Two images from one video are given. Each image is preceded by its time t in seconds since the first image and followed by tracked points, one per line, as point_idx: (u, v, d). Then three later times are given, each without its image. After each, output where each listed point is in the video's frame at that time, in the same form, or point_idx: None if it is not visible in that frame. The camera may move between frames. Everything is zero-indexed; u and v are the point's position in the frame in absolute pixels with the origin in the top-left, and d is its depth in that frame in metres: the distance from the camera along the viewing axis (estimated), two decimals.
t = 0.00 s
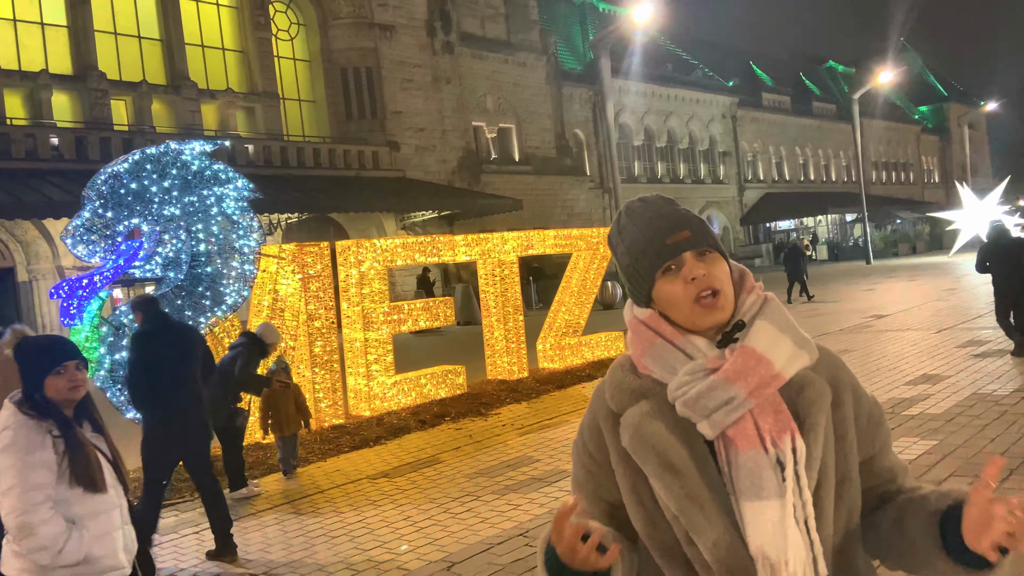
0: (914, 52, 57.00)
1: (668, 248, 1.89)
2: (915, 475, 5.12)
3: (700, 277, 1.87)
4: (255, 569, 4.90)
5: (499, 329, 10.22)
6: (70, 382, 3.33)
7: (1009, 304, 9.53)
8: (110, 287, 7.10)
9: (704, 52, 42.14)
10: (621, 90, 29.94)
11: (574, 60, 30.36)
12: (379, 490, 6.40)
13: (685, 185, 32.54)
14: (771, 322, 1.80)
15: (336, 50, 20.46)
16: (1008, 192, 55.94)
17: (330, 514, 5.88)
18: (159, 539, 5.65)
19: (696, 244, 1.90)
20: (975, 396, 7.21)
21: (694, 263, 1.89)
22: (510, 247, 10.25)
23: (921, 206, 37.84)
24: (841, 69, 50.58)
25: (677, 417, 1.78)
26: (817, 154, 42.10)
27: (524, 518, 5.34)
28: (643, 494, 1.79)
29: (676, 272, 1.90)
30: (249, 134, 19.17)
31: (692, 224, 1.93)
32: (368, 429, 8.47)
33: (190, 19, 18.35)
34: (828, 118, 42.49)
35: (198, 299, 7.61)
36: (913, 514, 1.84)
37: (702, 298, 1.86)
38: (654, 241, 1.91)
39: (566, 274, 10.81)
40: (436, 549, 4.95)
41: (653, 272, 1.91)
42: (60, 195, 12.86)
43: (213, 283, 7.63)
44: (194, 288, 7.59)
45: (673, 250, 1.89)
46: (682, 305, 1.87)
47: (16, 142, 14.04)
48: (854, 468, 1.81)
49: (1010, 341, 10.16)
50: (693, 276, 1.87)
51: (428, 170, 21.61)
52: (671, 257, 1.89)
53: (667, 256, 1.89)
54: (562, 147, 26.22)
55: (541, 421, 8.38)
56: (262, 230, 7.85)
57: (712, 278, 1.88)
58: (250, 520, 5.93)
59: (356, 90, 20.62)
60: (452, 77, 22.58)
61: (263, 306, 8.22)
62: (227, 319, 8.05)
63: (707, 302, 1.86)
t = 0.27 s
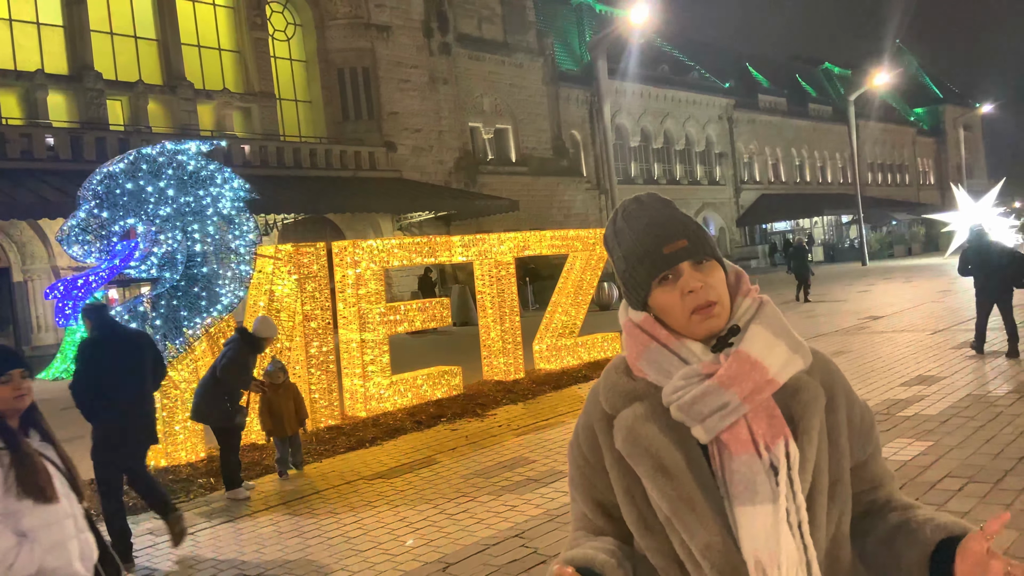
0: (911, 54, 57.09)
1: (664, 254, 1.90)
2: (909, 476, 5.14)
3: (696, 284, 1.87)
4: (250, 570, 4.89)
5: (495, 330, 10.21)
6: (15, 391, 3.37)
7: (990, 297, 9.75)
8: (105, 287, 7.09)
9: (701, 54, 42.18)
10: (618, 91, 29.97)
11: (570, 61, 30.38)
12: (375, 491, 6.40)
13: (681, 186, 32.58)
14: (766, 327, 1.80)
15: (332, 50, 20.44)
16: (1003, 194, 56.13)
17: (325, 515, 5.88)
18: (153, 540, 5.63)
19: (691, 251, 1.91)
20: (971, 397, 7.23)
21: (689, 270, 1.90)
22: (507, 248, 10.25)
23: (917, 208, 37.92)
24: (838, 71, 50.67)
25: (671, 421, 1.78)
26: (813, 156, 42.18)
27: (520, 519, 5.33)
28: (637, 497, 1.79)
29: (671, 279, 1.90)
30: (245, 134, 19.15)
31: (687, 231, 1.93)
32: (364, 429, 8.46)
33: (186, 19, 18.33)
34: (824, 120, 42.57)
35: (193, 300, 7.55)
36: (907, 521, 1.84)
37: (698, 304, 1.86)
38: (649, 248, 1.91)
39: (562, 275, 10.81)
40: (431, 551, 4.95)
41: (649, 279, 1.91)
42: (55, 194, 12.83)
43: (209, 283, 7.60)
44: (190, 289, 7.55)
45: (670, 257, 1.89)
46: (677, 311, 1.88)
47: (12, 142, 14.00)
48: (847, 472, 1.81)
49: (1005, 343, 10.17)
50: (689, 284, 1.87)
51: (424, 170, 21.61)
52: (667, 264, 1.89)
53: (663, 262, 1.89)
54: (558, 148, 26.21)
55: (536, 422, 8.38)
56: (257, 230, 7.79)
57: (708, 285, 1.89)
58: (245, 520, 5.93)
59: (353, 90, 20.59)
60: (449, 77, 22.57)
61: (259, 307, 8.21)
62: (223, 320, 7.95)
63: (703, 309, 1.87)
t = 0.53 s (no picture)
0: (906, 57, 57.27)
1: (656, 256, 1.90)
2: (904, 477, 5.15)
3: (689, 287, 1.88)
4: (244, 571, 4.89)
5: (491, 331, 10.20)
6: None
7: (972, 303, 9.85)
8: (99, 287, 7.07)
9: (697, 56, 42.27)
10: (614, 93, 30.01)
11: (567, 62, 30.39)
12: (369, 492, 6.39)
13: (677, 188, 32.63)
14: (757, 328, 1.81)
15: (328, 51, 20.44)
16: (998, 197, 56.37)
17: (320, 515, 5.88)
18: (148, 541, 5.62)
19: (683, 253, 1.91)
20: (964, 399, 7.26)
21: (682, 273, 1.90)
22: (502, 249, 10.25)
23: (912, 210, 38.03)
24: (833, 73, 50.81)
25: (662, 423, 1.79)
26: (808, 158, 42.29)
27: (515, 520, 5.33)
28: (628, 497, 1.80)
29: (663, 281, 1.91)
30: (241, 135, 19.14)
31: (679, 233, 1.93)
32: (359, 429, 8.45)
33: (182, 19, 18.30)
34: (820, 122, 42.67)
35: (188, 300, 7.49)
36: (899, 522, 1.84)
37: (690, 306, 1.87)
38: (641, 250, 1.91)
39: (558, 276, 10.81)
40: (426, 551, 4.94)
41: (641, 281, 1.91)
42: (50, 194, 12.80)
43: (204, 283, 7.54)
44: (185, 289, 7.49)
45: (661, 259, 1.90)
46: (670, 312, 1.88)
47: (6, 141, 13.94)
48: (838, 472, 1.82)
49: (999, 345, 10.19)
50: (682, 286, 1.88)
51: (420, 171, 21.61)
52: (659, 266, 1.90)
53: (655, 264, 1.90)
54: (554, 150, 26.22)
55: (531, 423, 8.38)
56: (253, 230, 7.76)
57: (700, 288, 1.89)
58: (240, 521, 5.92)
59: (349, 90, 20.59)
60: (445, 78, 22.56)
61: (254, 307, 8.24)
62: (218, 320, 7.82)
63: (696, 313, 1.87)
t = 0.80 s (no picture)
0: (902, 60, 57.44)
1: (653, 258, 1.90)
2: (898, 479, 5.17)
3: (685, 290, 1.88)
4: (240, 571, 4.88)
5: (487, 332, 10.21)
6: None
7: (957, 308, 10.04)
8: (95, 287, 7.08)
9: (694, 58, 42.34)
10: (611, 94, 30.05)
11: (564, 63, 30.43)
12: (365, 492, 6.39)
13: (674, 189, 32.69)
14: (754, 331, 1.81)
15: (326, 51, 20.43)
16: (993, 201, 56.57)
17: (316, 516, 5.87)
18: (143, 541, 5.60)
19: (681, 254, 1.92)
20: (959, 402, 7.28)
21: (679, 275, 1.90)
22: (499, 250, 10.26)
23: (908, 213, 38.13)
24: (830, 76, 50.94)
25: (658, 424, 1.79)
26: (804, 161, 42.39)
27: (510, 521, 5.33)
28: (625, 498, 1.80)
29: (660, 283, 1.91)
30: (238, 135, 19.13)
31: (676, 236, 1.94)
32: (355, 430, 8.45)
33: (180, 18, 18.28)
34: (816, 125, 42.78)
35: (184, 300, 7.47)
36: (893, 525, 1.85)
37: (687, 309, 1.87)
38: (639, 252, 1.91)
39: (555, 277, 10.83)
40: (422, 552, 4.94)
41: (638, 282, 1.92)
42: (46, 193, 12.76)
43: (200, 283, 7.53)
44: (181, 289, 7.47)
45: (658, 261, 1.90)
46: (666, 315, 1.89)
47: (3, 139, 13.90)
48: (831, 475, 1.82)
49: (994, 348, 10.22)
50: (678, 289, 1.88)
51: (417, 172, 21.62)
52: (655, 268, 1.90)
53: (652, 267, 1.90)
54: (551, 151, 26.25)
55: (527, 424, 8.38)
56: (250, 230, 7.73)
57: (697, 290, 1.89)
58: (236, 521, 5.91)
59: (346, 90, 20.59)
60: (443, 79, 22.57)
61: (251, 308, 8.13)
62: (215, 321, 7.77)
63: (693, 315, 1.87)
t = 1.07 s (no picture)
0: (899, 63, 57.55)
1: (653, 258, 1.91)
2: (894, 481, 5.18)
3: (685, 290, 1.88)
4: (236, 571, 4.86)
5: (484, 332, 10.20)
6: None
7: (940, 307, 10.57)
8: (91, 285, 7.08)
9: (692, 60, 42.39)
10: (610, 96, 30.06)
11: (562, 64, 30.43)
12: (361, 492, 6.38)
13: (671, 191, 32.70)
14: (752, 333, 1.82)
15: (324, 51, 20.42)
16: (989, 204, 56.69)
17: (311, 516, 5.86)
18: (138, 540, 5.59)
19: (681, 255, 1.92)
20: (955, 405, 7.29)
21: (679, 275, 1.90)
22: (497, 250, 10.24)
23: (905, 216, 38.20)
24: (827, 79, 51.00)
25: (656, 424, 1.79)
26: (802, 163, 42.44)
27: (507, 521, 5.33)
28: (622, 497, 1.80)
29: (659, 283, 1.91)
30: (236, 133, 19.10)
31: (677, 235, 1.94)
32: (352, 429, 8.44)
33: (178, 17, 18.25)
34: (814, 127, 42.83)
35: (181, 299, 7.46)
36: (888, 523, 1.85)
37: (686, 309, 1.87)
38: (639, 252, 1.92)
39: (552, 278, 10.84)
40: (418, 552, 4.94)
41: (638, 282, 1.92)
42: (43, 191, 12.73)
43: (197, 281, 7.53)
44: (178, 288, 7.46)
45: (659, 261, 1.90)
46: (665, 315, 1.89)
47: None
48: (828, 477, 1.83)
49: (989, 351, 10.27)
50: (678, 289, 1.88)
51: (415, 172, 21.60)
52: (656, 268, 1.90)
53: (653, 267, 1.90)
54: (549, 151, 26.24)
55: (524, 425, 8.38)
56: (247, 229, 7.72)
57: (696, 291, 1.89)
58: (232, 520, 5.91)
59: (344, 90, 20.57)
60: (441, 79, 22.55)
61: (247, 307, 8.17)
62: (212, 321, 7.73)
63: (691, 316, 1.88)
